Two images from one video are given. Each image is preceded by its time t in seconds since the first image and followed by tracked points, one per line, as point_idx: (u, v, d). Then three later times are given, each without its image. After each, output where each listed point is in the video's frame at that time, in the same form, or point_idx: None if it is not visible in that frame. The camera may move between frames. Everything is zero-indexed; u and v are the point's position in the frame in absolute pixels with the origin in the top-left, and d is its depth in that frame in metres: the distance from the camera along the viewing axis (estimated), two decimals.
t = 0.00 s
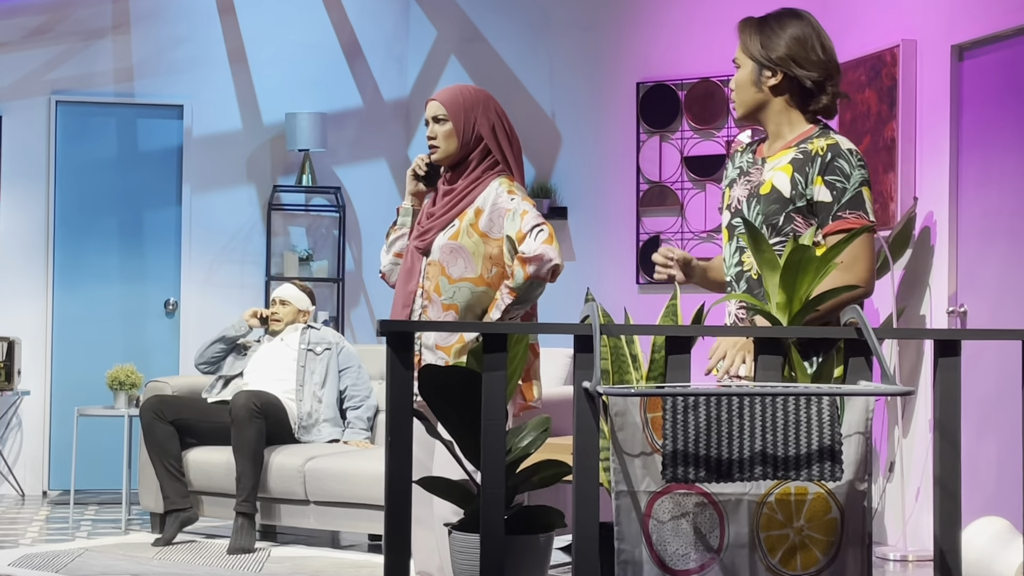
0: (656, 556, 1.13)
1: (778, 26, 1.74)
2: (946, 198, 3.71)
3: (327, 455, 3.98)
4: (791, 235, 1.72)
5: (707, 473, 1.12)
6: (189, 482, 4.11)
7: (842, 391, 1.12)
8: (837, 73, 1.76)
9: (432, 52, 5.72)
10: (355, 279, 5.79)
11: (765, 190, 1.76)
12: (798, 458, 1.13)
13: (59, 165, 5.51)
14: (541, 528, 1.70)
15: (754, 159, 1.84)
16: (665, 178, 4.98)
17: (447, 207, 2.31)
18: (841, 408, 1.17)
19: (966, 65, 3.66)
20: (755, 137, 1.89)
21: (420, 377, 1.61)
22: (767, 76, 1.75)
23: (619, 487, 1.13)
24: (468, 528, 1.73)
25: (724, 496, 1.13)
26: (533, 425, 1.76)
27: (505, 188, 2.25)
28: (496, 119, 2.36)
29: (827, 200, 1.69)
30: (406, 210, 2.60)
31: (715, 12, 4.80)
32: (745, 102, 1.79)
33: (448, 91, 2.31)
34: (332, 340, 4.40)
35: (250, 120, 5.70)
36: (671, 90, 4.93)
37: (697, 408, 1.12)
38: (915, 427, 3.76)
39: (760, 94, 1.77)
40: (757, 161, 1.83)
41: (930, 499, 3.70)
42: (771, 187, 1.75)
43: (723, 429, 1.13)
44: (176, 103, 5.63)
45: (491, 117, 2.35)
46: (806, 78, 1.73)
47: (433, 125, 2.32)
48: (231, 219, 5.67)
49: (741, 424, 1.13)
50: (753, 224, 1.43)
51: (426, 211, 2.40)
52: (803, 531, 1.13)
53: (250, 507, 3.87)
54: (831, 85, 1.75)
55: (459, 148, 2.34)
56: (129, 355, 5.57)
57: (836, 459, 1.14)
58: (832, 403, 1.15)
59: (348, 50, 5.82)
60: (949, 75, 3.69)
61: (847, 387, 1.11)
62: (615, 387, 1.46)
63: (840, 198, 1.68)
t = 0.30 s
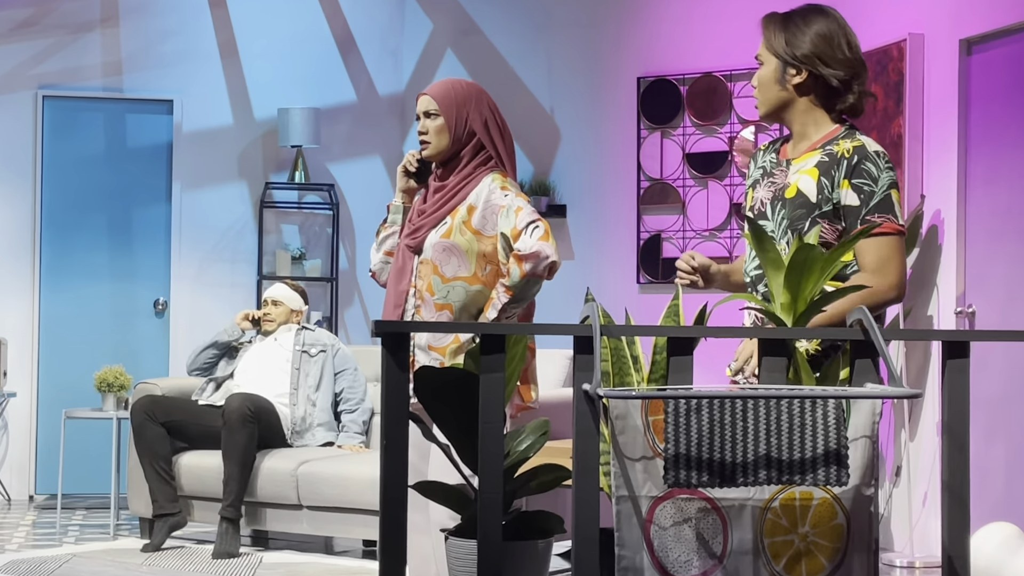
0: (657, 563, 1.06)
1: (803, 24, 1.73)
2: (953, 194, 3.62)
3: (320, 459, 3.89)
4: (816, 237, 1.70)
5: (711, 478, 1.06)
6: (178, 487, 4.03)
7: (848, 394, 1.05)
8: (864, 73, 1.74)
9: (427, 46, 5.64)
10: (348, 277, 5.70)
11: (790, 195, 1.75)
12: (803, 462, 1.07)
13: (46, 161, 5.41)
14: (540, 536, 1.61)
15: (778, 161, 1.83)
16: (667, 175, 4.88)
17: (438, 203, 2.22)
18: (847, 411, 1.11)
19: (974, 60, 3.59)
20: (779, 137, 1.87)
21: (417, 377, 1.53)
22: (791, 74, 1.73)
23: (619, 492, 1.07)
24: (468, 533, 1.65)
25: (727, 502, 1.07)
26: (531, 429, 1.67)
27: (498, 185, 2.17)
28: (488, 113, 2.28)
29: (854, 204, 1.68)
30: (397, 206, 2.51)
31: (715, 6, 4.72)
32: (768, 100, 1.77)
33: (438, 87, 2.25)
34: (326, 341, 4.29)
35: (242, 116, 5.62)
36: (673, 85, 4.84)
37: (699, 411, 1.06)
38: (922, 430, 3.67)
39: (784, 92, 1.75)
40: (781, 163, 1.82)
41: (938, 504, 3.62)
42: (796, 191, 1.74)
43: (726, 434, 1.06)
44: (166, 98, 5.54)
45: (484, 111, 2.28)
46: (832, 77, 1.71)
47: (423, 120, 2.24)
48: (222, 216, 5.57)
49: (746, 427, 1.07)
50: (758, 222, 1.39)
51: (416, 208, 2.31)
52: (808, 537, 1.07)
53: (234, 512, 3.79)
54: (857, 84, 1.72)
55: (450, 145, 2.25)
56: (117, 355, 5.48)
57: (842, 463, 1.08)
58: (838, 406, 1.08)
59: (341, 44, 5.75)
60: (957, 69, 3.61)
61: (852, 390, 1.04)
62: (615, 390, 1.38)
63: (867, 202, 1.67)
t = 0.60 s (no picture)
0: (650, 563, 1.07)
1: (799, 25, 1.67)
2: (951, 196, 3.64)
3: (321, 458, 3.91)
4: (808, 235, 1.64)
5: (702, 479, 1.08)
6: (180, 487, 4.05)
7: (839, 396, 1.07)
8: (862, 75, 1.69)
9: (429, 47, 5.68)
10: (348, 278, 5.71)
11: (784, 190, 1.69)
12: (793, 463, 1.09)
13: (48, 162, 5.42)
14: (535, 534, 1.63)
15: (771, 158, 1.78)
16: (666, 177, 4.91)
17: (426, 199, 2.23)
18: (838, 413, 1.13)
19: (973, 62, 3.60)
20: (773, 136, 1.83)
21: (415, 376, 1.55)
22: (788, 76, 1.67)
23: (612, 492, 1.07)
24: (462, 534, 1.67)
25: (720, 502, 1.08)
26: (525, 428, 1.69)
27: (484, 179, 2.18)
28: (481, 115, 2.29)
29: (848, 202, 1.61)
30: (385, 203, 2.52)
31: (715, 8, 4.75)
32: (764, 102, 1.72)
33: (435, 82, 2.27)
34: (324, 347, 4.31)
35: (243, 117, 5.64)
36: (672, 87, 4.87)
37: (692, 413, 1.08)
38: (919, 431, 3.69)
39: (780, 94, 1.70)
40: (775, 160, 1.77)
41: (935, 505, 3.64)
42: (789, 187, 1.68)
43: (719, 435, 1.08)
44: (168, 99, 5.55)
45: (476, 112, 2.28)
46: (829, 78, 1.66)
47: (417, 114, 2.27)
48: (223, 217, 5.60)
49: (736, 427, 1.08)
50: (749, 221, 1.40)
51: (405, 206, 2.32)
52: (799, 537, 1.09)
53: (230, 513, 3.84)
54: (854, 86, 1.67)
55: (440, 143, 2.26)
56: (119, 355, 5.50)
57: (833, 464, 1.10)
58: (829, 408, 1.10)
59: (342, 46, 5.76)
60: (954, 72, 3.63)
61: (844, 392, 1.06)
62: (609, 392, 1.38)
63: (862, 200, 1.60)
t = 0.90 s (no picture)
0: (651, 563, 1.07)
1: (786, 22, 1.65)
2: (953, 195, 3.64)
3: (322, 458, 3.92)
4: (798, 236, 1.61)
5: (704, 478, 1.08)
6: (178, 486, 4.05)
7: (840, 394, 1.07)
8: (849, 73, 1.66)
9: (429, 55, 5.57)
10: (351, 278, 5.68)
11: (772, 189, 1.65)
12: (795, 463, 1.09)
13: (50, 161, 5.44)
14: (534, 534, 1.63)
15: (759, 156, 1.75)
16: (668, 176, 4.91)
17: (412, 192, 2.21)
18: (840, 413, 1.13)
19: (974, 62, 3.60)
20: (761, 132, 1.79)
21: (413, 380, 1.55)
22: (775, 75, 1.64)
23: (613, 491, 1.08)
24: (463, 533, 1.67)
25: (721, 501, 1.08)
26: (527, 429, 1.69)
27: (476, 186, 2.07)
28: (457, 100, 2.27)
29: (836, 199, 1.59)
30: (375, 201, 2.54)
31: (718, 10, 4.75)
32: (750, 102, 1.68)
33: (410, 72, 2.25)
34: (325, 346, 4.33)
35: (245, 116, 5.63)
36: (673, 86, 4.87)
37: (693, 412, 1.08)
38: (921, 431, 3.69)
39: (769, 93, 1.67)
40: (763, 158, 1.73)
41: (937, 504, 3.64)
42: (777, 186, 1.64)
43: (721, 434, 1.08)
44: (169, 98, 5.56)
45: (452, 97, 2.26)
46: (818, 77, 1.63)
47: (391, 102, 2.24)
48: (224, 217, 5.58)
49: (739, 427, 1.08)
50: (751, 222, 1.39)
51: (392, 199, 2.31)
52: (801, 537, 1.09)
53: (232, 513, 3.82)
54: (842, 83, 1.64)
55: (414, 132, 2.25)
56: (120, 355, 5.50)
57: (835, 464, 1.09)
58: (831, 408, 1.10)
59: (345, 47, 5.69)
60: (957, 72, 3.63)
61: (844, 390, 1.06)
62: (611, 391, 1.38)
63: (849, 197, 1.58)
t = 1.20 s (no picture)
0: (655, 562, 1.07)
1: (745, 32, 1.61)
2: (957, 194, 3.64)
3: (325, 457, 3.92)
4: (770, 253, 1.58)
5: (706, 477, 1.06)
6: (181, 486, 4.05)
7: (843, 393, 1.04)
8: (808, 84, 1.63)
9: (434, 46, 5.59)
10: (354, 277, 5.67)
11: (738, 208, 1.61)
12: (799, 461, 1.06)
13: (53, 160, 5.44)
14: (538, 534, 1.63)
15: (725, 172, 1.70)
16: (672, 176, 4.93)
17: (414, 205, 2.26)
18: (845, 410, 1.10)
19: (978, 61, 3.59)
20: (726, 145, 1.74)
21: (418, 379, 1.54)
22: (735, 85, 1.61)
23: (616, 490, 1.07)
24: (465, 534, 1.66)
25: (726, 502, 1.07)
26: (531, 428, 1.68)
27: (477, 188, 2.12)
28: (452, 105, 2.28)
29: (804, 214, 1.55)
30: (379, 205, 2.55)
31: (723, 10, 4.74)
32: (710, 112, 1.65)
33: (403, 79, 2.24)
34: (332, 352, 4.33)
35: (249, 116, 5.63)
36: (677, 86, 4.88)
37: (696, 410, 1.06)
38: (925, 430, 3.69)
39: (728, 104, 1.63)
40: (729, 174, 1.69)
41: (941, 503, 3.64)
42: (743, 204, 1.61)
43: (722, 433, 1.05)
44: (173, 98, 5.56)
45: (447, 102, 2.27)
46: (778, 89, 1.60)
47: (388, 110, 2.24)
48: (228, 217, 5.58)
49: (742, 425, 1.06)
50: (756, 222, 1.39)
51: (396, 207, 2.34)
52: (804, 535, 1.07)
53: (235, 512, 3.82)
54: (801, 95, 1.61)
55: (413, 139, 2.26)
56: (124, 355, 5.50)
57: (839, 462, 1.07)
58: (835, 406, 1.07)
59: (348, 45, 5.71)
60: (961, 71, 3.63)
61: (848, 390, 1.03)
62: (616, 389, 1.36)
63: (817, 210, 1.55)
